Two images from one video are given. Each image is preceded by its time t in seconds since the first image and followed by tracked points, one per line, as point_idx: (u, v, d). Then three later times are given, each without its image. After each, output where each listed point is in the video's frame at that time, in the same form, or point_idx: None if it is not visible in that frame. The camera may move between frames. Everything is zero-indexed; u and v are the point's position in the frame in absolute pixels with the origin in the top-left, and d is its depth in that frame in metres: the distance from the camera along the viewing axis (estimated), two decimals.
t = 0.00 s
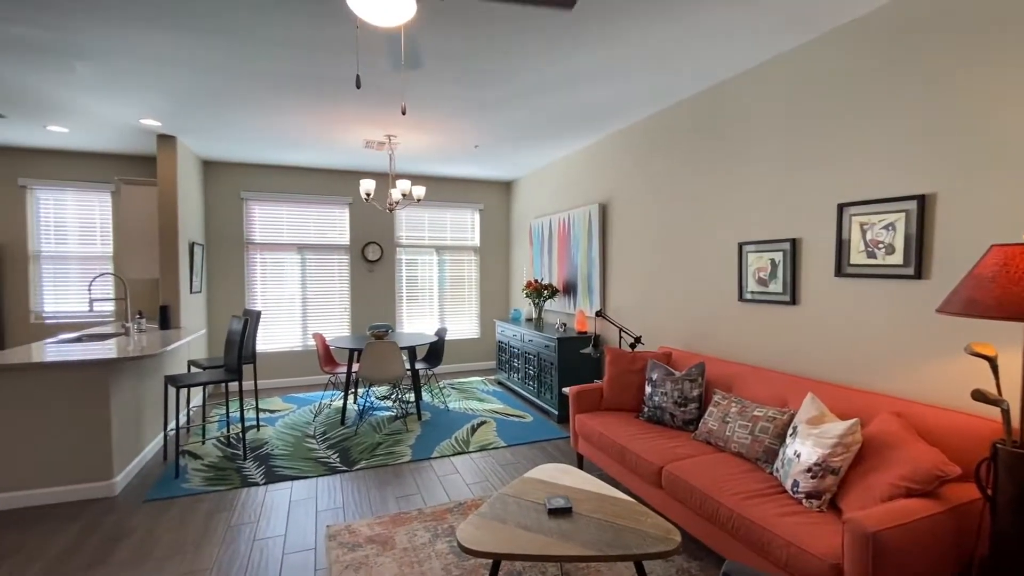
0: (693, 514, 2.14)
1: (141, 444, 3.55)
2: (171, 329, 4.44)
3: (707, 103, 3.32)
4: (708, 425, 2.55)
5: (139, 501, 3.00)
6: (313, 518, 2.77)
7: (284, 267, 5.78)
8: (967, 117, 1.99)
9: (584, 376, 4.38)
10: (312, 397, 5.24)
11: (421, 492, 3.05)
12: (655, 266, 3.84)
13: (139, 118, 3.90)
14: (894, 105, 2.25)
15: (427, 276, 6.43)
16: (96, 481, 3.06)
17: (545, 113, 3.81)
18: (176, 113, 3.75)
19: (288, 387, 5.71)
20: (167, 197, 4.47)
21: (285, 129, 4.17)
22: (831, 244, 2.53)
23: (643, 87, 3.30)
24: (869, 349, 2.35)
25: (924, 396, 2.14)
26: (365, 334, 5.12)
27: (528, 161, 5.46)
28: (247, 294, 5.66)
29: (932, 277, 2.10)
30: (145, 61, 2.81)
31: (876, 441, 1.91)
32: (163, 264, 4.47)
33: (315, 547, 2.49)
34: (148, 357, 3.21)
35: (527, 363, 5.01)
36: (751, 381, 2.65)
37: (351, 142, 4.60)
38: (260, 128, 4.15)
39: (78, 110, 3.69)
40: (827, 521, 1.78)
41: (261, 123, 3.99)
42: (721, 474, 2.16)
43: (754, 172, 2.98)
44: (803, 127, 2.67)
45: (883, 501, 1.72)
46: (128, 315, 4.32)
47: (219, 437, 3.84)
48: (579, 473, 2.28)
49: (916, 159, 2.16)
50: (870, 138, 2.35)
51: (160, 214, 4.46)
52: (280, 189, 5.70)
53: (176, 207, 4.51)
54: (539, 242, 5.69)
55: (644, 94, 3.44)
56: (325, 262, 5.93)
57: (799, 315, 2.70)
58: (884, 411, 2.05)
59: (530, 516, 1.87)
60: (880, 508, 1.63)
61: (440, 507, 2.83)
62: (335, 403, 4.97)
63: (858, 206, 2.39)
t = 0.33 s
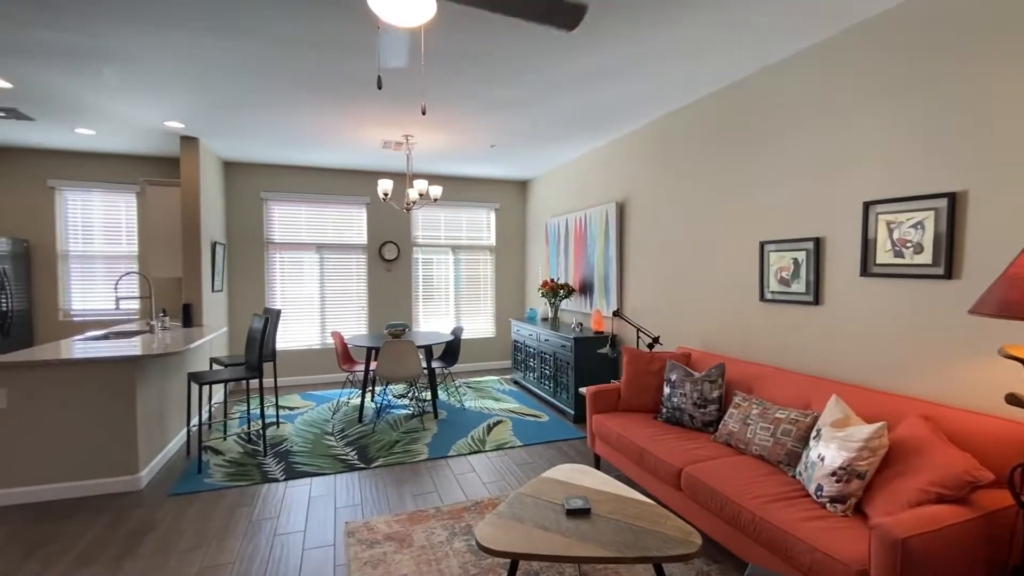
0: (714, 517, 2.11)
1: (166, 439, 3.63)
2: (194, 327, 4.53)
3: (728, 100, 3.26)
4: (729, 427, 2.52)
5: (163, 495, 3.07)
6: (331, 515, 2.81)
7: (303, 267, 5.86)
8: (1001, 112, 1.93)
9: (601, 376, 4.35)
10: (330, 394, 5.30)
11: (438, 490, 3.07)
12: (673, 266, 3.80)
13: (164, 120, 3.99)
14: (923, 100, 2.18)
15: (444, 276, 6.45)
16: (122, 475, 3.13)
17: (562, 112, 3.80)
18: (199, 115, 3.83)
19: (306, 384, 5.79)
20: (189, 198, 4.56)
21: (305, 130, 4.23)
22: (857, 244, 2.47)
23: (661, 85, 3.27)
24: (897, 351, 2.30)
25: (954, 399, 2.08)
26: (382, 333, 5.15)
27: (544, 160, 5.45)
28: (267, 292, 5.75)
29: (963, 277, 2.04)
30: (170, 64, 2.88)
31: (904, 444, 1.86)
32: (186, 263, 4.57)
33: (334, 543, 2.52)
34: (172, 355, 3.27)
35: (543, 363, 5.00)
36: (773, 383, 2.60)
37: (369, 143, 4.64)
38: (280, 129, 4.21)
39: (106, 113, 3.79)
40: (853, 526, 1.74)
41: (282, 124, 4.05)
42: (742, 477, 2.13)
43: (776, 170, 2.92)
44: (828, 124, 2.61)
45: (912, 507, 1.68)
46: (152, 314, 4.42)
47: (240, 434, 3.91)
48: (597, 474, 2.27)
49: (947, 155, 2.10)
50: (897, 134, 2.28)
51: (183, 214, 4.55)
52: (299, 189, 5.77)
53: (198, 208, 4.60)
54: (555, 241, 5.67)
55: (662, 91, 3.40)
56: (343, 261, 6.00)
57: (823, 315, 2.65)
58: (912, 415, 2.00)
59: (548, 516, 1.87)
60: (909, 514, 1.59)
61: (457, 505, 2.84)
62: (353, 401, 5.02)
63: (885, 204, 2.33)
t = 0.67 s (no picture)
0: (737, 521, 2.08)
1: (190, 435, 3.71)
2: (217, 325, 4.62)
3: (750, 98, 3.21)
4: (751, 429, 2.48)
5: (188, 489, 3.14)
6: (351, 512, 2.83)
7: (322, 266, 5.94)
8: None
9: (619, 377, 4.32)
10: (349, 392, 5.36)
11: (456, 489, 3.08)
12: (693, 266, 3.75)
13: (189, 123, 4.07)
14: (956, 95, 2.11)
15: (461, 275, 6.48)
16: (149, 469, 3.21)
17: (580, 111, 3.78)
18: (223, 117, 3.90)
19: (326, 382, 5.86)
20: (213, 199, 4.65)
21: (325, 131, 4.28)
22: (885, 243, 2.41)
23: (682, 83, 3.23)
24: (928, 353, 2.23)
25: (989, 403, 2.02)
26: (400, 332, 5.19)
27: (561, 159, 5.43)
28: (288, 291, 5.84)
29: (998, 277, 1.98)
30: (195, 67, 2.94)
31: (935, 450, 1.81)
32: (209, 263, 4.66)
33: (354, 539, 2.54)
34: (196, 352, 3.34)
35: (560, 362, 4.98)
36: (797, 385, 2.55)
37: (388, 143, 4.67)
38: (301, 130, 4.27)
39: (133, 116, 3.88)
40: (882, 533, 1.70)
41: (303, 125, 4.11)
42: (766, 481, 2.09)
43: (799, 168, 2.87)
44: (854, 120, 2.55)
45: (944, 514, 1.63)
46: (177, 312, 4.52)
47: (262, 430, 3.98)
48: (616, 476, 2.25)
49: (981, 151, 2.03)
50: (929, 130, 2.21)
51: (207, 214, 4.64)
52: (319, 190, 5.85)
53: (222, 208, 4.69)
54: (573, 240, 5.65)
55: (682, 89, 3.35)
56: (362, 260, 6.06)
57: (849, 316, 2.59)
58: (943, 419, 1.94)
59: (567, 517, 1.86)
60: (940, 521, 1.54)
61: (475, 504, 2.85)
62: (372, 399, 5.07)
63: (914, 202, 2.26)
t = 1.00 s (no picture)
0: (760, 526, 2.04)
1: (215, 431, 3.79)
2: (241, 323, 4.72)
3: (775, 94, 3.14)
4: (775, 432, 2.43)
5: (214, 484, 3.21)
6: (371, 509, 2.86)
7: (343, 266, 6.01)
8: None
9: (638, 377, 4.28)
10: (369, 390, 5.42)
11: (475, 488, 3.09)
12: (715, 265, 3.70)
13: (214, 126, 4.17)
14: (992, 88, 2.04)
15: (479, 275, 6.50)
16: (176, 464, 3.29)
17: (600, 110, 3.76)
18: (247, 119, 3.97)
19: (346, 380, 5.94)
20: (237, 200, 4.74)
21: (346, 132, 4.33)
22: (916, 242, 2.33)
23: (704, 80, 3.18)
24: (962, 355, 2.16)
25: None
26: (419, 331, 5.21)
27: (580, 158, 5.40)
28: (309, 291, 5.93)
29: None
30: (221, 71, 3.00)
31: (969, 456, 1.75)
32: (234, 262, 4.75)
33: (374, 537, 2.57)
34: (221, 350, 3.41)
35: (578, 363, 4.96)
36: (824, 388, 2.50)
37: (407, 144, 4.70)
38: (323, 132, 4.32)
39: (161, 119, 3.98)
40: (912, 540, 1.65)
41: (325, 126, 4.16)
42: (791, 485, 2.05)
43: (826, 165, 2.80)
44: (883, 116, 2.48)
45: (978, 523, 1.58)
46: (203, 311, 4.63)
47: (285, 427, 4.04)
48: (637, 477, 2.23)
49: (1019, 146, 1.95)
50: (963, 126, 2.14)
51: (232, 215, 4.74)
52: (340, 190, 5.92)
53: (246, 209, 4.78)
54: (591, 240, 5.61)
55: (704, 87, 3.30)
56: (381, 260, 6.12)
57: (877, 318, 2.52)
58: (978, 424, 1.88)
59: (588, 518, 1.85)
60: (975, 529, 1.49)
61: (494, 504, 2.85)
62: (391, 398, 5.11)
63: (948, 200, 2.19)
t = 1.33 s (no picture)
0: (787, 532, 2.00)
1: (240, 428, 3.87)
2: (265, 322, 4.81)
3: (800, 90, 3.07)
4: (802, 436, 2.38)
5: (239, 479, 3.28)
6: (392, 507, 2.88)
7: (363, 265, 6.08)
8: None
9: (659, 378, 4.24)
10: (389, 389, 5.47)
11: (495, 487, 3.09)
12: (738, 266, 3.63)
13: (240, 128, 4.26)
14: None
15: (498, 274, 6.50)
16: (202, 459, 3.37)
17: (619, 108, 3.73)
18: (271, 121, 4.05)
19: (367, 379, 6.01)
20: (261, 201, 4.83)
21: (367, 133, 4.37)
22: (951, 242, 2.25)
23: (726, 77, 3.13)
24: (999, 359, 2.07)
25: None
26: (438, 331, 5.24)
27: (599, 157, 5.36)
28: (331, 290, 6.01)
29: None
30: (246, 75, 3.06)
31: (1008, 463, 1.68)
32: (258, 262, 4.85)
33: (395, 534, 2.59)
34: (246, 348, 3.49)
35: (597, 363, 4.93)
36: (852, 391, 2.43)
37: (427, 144, 4.73)
38: (344, 133, 4.38)
39: (189, 122, 4.09)
40: (947, 549, 1.60)
41: (347, 128, 4.22)
42: (819, 490, 2.01)
43: (854, 162, 2.72)
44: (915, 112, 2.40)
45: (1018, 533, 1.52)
46: (229, 309, 4.73)
47: (307, 424, 4.11)
48: (659, 480, 2.20)
49: None
50: (1001, 120, 2.06)
51: (256, 216, 4.83)
52: (361, 191, 5.99)
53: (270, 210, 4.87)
54: (611, 239, 5.57)
55: (727, 83, 3.25)
56: (401, 260, 6.18)
57: (908, 320, 2.44)
58: (1018, 430, 1.80)
59: (610, 521, 1.83)
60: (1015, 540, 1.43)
61: (513, 503, 2.85)
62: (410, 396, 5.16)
63: (986, 198, 2.10)
